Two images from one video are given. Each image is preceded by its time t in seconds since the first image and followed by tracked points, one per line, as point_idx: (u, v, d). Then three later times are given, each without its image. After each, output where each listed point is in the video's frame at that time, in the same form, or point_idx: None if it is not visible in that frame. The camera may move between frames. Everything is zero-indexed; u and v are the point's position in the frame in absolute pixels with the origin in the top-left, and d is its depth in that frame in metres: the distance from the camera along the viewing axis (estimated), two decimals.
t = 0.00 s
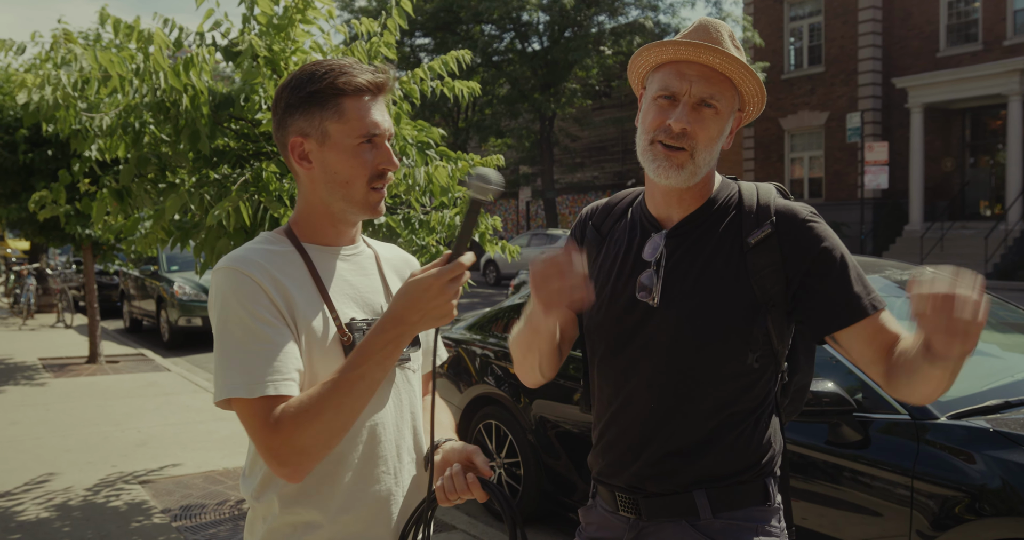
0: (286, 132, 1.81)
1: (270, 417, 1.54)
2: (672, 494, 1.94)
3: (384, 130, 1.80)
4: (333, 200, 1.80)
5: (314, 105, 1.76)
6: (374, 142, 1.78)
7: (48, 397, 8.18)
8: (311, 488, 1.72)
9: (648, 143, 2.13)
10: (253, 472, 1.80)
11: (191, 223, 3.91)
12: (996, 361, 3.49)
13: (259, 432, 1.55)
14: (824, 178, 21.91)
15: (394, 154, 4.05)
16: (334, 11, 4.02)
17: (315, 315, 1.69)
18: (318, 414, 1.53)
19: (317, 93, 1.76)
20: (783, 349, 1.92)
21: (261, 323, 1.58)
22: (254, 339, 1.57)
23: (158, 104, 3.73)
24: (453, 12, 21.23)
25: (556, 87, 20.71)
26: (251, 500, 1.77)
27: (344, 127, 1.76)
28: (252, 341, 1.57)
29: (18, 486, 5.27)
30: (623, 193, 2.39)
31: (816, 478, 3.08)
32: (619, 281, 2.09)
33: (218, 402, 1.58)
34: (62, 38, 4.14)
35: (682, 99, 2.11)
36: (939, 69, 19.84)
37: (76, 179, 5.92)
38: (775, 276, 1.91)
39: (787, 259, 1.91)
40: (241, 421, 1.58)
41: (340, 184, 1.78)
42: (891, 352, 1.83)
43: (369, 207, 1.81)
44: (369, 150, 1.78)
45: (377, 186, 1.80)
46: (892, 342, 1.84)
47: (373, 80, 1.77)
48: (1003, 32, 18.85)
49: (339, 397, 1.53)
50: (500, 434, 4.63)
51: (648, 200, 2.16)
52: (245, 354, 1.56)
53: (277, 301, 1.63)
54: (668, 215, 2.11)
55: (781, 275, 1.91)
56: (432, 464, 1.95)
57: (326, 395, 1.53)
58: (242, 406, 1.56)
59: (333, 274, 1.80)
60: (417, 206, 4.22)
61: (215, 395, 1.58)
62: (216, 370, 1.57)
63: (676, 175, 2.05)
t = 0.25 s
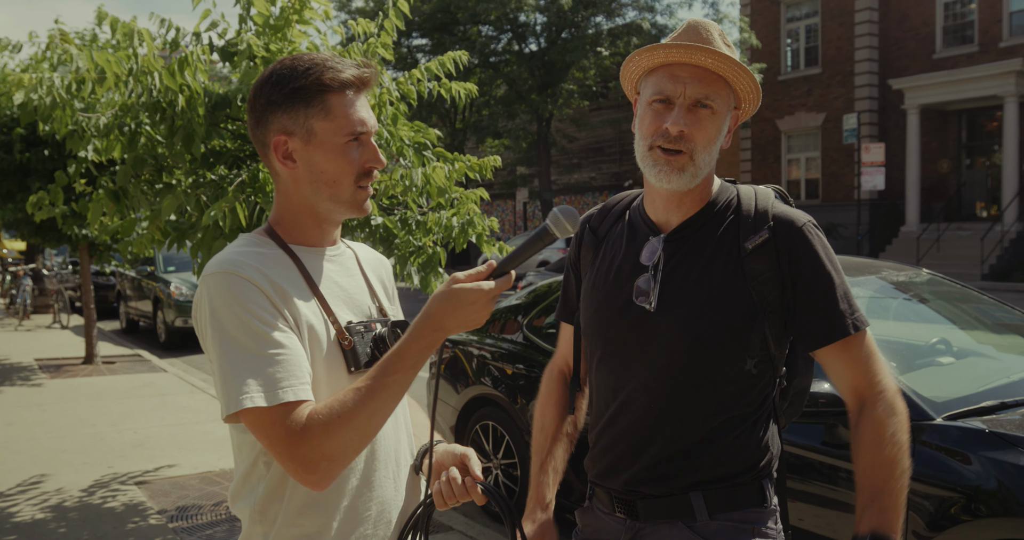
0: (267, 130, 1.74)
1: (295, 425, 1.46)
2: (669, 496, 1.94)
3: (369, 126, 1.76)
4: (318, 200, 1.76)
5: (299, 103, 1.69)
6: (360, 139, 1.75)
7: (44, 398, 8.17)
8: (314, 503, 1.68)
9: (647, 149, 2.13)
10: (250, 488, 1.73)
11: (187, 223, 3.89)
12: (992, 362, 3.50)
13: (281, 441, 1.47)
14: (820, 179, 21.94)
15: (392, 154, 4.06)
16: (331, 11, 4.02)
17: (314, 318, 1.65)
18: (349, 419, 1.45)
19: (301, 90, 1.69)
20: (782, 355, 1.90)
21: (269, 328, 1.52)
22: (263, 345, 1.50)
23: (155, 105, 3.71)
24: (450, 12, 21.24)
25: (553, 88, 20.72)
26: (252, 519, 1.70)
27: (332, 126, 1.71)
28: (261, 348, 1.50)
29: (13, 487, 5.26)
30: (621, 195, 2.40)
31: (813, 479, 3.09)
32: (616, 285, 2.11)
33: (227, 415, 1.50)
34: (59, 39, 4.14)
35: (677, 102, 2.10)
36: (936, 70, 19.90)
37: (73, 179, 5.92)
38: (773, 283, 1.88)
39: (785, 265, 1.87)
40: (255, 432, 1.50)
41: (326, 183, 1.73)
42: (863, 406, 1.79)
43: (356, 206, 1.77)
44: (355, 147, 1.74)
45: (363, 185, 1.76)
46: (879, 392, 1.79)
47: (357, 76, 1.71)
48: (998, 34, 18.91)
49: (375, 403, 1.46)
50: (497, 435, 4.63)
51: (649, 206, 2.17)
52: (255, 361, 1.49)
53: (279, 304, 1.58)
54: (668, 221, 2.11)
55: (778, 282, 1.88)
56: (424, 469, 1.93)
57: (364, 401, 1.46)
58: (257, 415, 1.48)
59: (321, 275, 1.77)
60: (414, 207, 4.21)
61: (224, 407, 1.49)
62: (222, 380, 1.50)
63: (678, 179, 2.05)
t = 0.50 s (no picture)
0: (250, 120, 1.64)
1: (302, 439, 1.40)
2: (664, 497, 1.94)
3: (358, 118, 1.68)
4: (303, 195, 1.67)
5: (287, 91, 1.60)
6: (349, 131, 1.67)
7: (41, 398, 8.15)
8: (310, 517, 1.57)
9: (640, 152, 2.11)
10: (237, 506, 1.59)
11: (184, 223, 3.89)
12: (989, 363, 3.51)
13: (283, 454, 1.40)
14: (818, 179, 21.95)
15: (389, 154, 4.06)
16: (328, 11, 4.01)
17: (309, 321, 1.58)
18: (357, 428, 1.41)
19: (292, 78, 1.60)
20: (780, 359, 1.89)
21: (267, 335, 1.44)
22: (261, 353, 1.43)
23: (153, 105, 3.70)
24: (447, 12, 21.23)
25: (551, 88, 20.69)
26: (244, 538, 1.56)
27: (322, 116, 1.62)
28: (259, 357, 1.43)
29: (9, 487, 5.25)
30: (619, 196, 2.42)
31: (810, 480, 3.08)
32: (614, 286, 2.12)
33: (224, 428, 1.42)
34: (56, 38, 4.13)
35: (665, 103, 2.09)
36: (932, 71, 19.93)
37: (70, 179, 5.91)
38: (774, 286, 1.85)
39: (783, 269, 1.85)
40: (255, 446, 1.42)
41: (314, 177, 1.64)
42: (831, 417, 1.87)
43: (345, 200, 1.69)
44: (345, 139, 1.66)
45: (352, 178, 1.69)
46: (851, 404, 1.86)
47: (344, 64, 1.63)
48: (995, 34, 18.95)
49: (385, 414, 1.43)
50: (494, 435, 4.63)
51: (645, 208, 2.16)
52: (253, 369, 1.42)
53: (274, 307, 1.50)
54: (664, 222, 2.11)
55: (779, 284, 1.85)
56: (417, 473, 1.89)
57: (376, 411, 1.42)
58: (259, 427, 1.40)
59: (307, 273, 1.69)
60: (411, 207, 4.20)
61: (222, 421, 1.42)
62: (217, 391, 1.42)
63: (672, 182, 2.05)
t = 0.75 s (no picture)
0: (241, 107, 1.52)
1: (320, 447, 1.32)
2: (661, 495, 1.95)
3: (353, 109, 1.59)
4: (296, 191, 1.57)
5: (283, 79, 1.50)
6: (345, 122, 1.57)
7: (39, 399, 8.15)
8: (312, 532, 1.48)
9: (635, 158, 2.12)
10: (231, 524, 1.45)
11: (183, 223, 3.89)
12: (985, 362, 3.52)
13: (298, 463, 1.31)
14: (816, 180, 21.97)
15: (387, 154, 4.06)
16: (326, 11, 4.02)
17: (311, 326, 1.50)
18: (378, 438, 1.36)
19: (287, 65, 1.50)
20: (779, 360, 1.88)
21: (274, 340, 1.35)
22: (267, 357, 1.34)
23: (151, 105, 3.72)
24: (446, 13, 21.23)
25: (549, 89, 20.68)
26: None
27: (319, 106, 1.53)
28: (268, 364, 1.34)
29: (6, 488, 5.24)
30: (621, 197, 2.43)
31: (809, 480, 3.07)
32: (616, 287, 2.12)
33: (230, 442, 1.33)
34: (54, 39, 4.14)
35: (654, 107, 2.11)
36: (930, 72, 19.98)
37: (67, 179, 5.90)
38: (773, 286, 1.84)
39: (783, 271, 1.83)
40: (265, 460, 1.33)
41: (309, 171, 1.55)
42: (827, 430, 1.79)
43: (339, 197, 1.59)
44: (341, 130, 1.56)
45: (346, 173, 1.60)
46: (847, 415, 1.78)
47: (333, 53, 1.53)
48: (993, 36, 18.98)
49: (403, 418, 1.38)
50: (493, 436, 4.63)
51: (646, 208, 2.16)
52: (262, 375, 1.33)
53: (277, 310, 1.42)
54: (665, 222, 2.11)
55: (778, 285, 1.83)
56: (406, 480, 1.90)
57: (394, 417, 1.37)
58: (271, 439, 1.31)
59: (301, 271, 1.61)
60: (409, 208, 4.19)
61: (230, 434, 1.32)
62: (222, 401, 1.32)
63: (671, 182, 2.05)
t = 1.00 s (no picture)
0: (238, 98, 1.47)
1: (343, 450, 1.28)
2: (660, 494, 1.96)
3: (348, 104, 1.54)
4: (291, 188, 1.52)
5: (281, 70, 1.46)
6: (341, 117, 1.53)
7: (38, 399, 8.14)
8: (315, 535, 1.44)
9: (629, 162, 2.12)
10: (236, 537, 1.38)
11: (181, 224, 3.88)
12: (984, 363, 3.53)
13: (320, 466, 1.26)
14: (814, 180, 21.99)
15: (386, 155, 4.04)
16: (325, 13, 4.03)
17: (318, 331, 1.46)
18: (403, 441, 1.33)
19: (287, 57, 1.46)
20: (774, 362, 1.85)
21: (289, 342, 1.30)
22: (282, 357, 1.28)
23: (149, 106, 3.72)
24: (444, 13, 21.23)
25: (547, 90, 20.64)
26: None
27: (318, 100, 1.49)
28: (285, 366, 1.28)
29: (3, 489, 5.24)
30: (627, 200, 2.44)
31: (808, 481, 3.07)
32: (617, 287, 2.12)
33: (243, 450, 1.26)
34: (53, 40, 4.15)
35: (637, 114, 2.10)
36: (928, 72, 19.99)
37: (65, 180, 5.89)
38: (762, 283, 1.81)
39: (773, 269, 1.80)
40: (282, 466, 1.27)
41: (306, 167, 1.51)
42: (816, 428, 1.73)
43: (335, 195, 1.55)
44: (337, 125, 1.52)
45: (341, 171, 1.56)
46: (834, 416, 1.72)
47: (330, 45, 1.49)
48: (991, 36, 18.99)
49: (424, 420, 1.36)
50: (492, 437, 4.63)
51: (647, 210, 2.17)
52: (280, 378, 1.27)
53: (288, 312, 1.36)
54: (664, 222, 2.12)
55: (767, 283, 1.81)
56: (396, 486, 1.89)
57: (417, 419, 1.35)
58: (292, 443, 1.25)
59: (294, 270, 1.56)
60: (408, 208, 4.19)
61: (247, 441, 1.25)
62: (235, 406, 1.25)
63: (658, 188, 2.06)
